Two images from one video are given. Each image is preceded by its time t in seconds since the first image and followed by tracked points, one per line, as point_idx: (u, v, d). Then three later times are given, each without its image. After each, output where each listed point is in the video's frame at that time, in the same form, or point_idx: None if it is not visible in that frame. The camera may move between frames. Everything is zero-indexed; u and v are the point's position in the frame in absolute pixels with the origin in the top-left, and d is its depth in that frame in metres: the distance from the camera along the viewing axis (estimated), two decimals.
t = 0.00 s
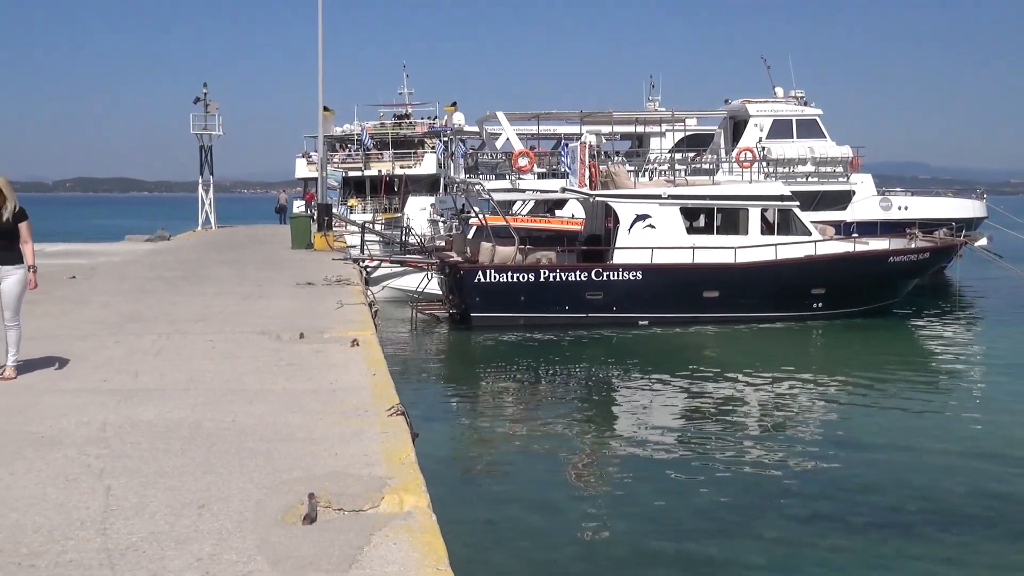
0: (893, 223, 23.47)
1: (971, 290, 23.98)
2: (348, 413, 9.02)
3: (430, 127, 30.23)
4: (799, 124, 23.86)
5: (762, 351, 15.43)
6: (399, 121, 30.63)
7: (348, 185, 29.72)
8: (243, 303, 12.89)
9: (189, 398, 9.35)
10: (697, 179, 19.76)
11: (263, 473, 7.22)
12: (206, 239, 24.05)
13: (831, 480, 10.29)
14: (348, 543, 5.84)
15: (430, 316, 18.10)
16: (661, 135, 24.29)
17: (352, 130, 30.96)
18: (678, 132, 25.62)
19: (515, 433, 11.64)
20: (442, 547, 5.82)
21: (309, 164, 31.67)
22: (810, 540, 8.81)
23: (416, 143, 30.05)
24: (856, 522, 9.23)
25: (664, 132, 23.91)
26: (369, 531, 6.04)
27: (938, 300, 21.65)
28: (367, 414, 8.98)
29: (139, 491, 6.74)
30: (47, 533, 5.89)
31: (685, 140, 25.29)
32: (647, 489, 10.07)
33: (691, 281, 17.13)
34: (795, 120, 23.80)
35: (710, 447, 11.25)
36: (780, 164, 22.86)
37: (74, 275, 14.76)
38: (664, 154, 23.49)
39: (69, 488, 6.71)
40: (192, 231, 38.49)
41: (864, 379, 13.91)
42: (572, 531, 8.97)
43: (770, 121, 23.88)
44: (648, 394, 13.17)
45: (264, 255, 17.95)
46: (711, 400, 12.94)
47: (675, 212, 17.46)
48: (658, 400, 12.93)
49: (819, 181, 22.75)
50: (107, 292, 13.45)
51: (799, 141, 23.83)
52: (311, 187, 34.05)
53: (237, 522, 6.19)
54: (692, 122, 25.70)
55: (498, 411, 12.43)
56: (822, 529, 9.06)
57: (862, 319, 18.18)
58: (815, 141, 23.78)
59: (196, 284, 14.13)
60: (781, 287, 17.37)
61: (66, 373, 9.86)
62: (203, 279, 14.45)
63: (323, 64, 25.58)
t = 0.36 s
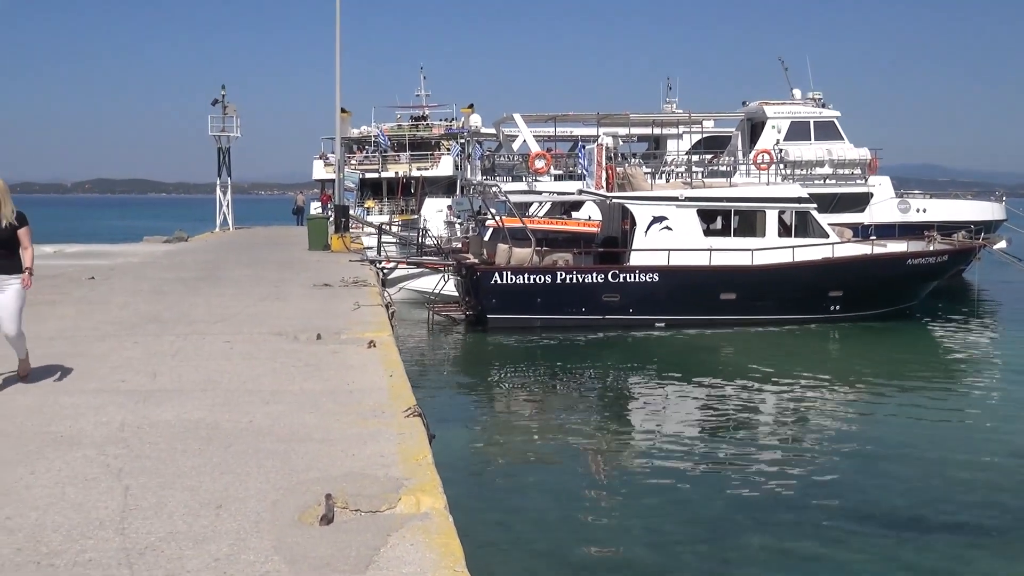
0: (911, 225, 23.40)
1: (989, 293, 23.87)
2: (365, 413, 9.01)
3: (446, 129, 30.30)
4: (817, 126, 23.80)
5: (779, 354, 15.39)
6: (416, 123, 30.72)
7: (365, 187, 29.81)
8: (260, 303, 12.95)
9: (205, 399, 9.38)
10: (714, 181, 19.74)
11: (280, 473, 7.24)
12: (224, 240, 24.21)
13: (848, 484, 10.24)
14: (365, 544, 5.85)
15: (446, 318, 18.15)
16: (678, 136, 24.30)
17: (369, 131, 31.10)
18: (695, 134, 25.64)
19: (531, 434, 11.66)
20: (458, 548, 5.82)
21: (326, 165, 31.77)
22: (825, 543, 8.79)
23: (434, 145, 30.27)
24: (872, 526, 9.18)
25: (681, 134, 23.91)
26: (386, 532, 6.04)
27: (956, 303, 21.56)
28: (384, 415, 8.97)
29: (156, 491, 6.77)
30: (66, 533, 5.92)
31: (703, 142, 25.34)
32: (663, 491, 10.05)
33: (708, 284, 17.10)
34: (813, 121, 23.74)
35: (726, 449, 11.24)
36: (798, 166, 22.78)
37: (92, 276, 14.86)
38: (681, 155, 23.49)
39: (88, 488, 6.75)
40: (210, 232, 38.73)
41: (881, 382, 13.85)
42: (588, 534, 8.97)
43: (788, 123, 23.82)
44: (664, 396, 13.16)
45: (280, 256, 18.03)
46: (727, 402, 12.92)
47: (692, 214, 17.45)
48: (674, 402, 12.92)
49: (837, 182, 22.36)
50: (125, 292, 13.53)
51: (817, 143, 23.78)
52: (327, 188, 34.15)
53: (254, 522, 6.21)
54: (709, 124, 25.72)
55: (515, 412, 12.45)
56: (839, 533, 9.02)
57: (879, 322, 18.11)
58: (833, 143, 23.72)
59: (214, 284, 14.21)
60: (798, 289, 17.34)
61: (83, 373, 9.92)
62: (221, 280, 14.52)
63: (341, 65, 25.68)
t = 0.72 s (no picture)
0: (918, 227, 23.42)
1: (996, 295, 23.86)
2: (373, 416, 9.02)
3: (453, 131, 30.34)
4: (823, 128, 23.80)
5: (785, 356, 15.39)
6: (422, 125, 30.74)
7: (372, 189, 29.86)
8: (268, 306, 12.98)
9: (213, 401, 9.40)
10: (721, 183, 19.75)
11: (288, 475, 7.26)
12: (230, 242, 24.27)
13: (854, 486, 10.23)
14: (373, 546, 5.86)
15: (453, 320, 18.17)
16: (685, 139, 24.31)
17: (376, 134, 31.16)
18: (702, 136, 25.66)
19: (540, 436, 11.67)
20: (466, 551, 5.82)
21: (333, 168, 31.82)
22: (833, 545, 8.78)
23: (441, 148, 30.32)
24: (878, 529, 9.17)
25: (688, 136, 23.92)
26: (393, 534, 6.05)
27: (962, 305, 21.55)
28: (392, 417, 8.98)
29: (165, 493, 6.79)
30: (75, 535, 5.93)
31: (710, 143, 25.44)
32: (669, 493, 10.06)
33: (714, 285, 17.09)
34: (820, 124, 23.74)
35: (733, 451, 11.25)
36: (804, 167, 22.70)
37: (101, 278, 14.91)
38: (687, 158, 23.49)
39: (98, 490, 6.77)
40: (217, 234, 38.80)
41: (888, 384, 13.84)
42: (593, 536, 8.97)
43: (794, 125, 23.82)
44: (670, 398, 13.18)
45: (286, 259, 18.07)
46: (733, 404, 12.94)
47: (699, 216, 17.46)
48: (680, 404, 12.94)
49: (843, 185, 22.38)
50: (133, 295, 13.58)
51: (823, 145, 23.78)
52: (334, 192, 34.20)
53: (262, 524, 6.22)
54: (715, 126, 25.74)
55: (522, 415, 12.46)
56: (845, 535, 9.01)
57: (885, 324, 18.11)
58: (840, 145, 23.73)
59: (222, 287, 14.23)
60: (804, 291, 17.34)
61: (91, 375, 9.95)
62: (229, 283, 14.56)
63: (347, 69, 25.70)
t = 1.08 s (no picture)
0: (920, 227, 23.41)
1: (998, 294, 23.85)
2: (375, 417, 9.02)
3: (454, 132, 30.34)
4: (825, 127, 23.78)
5: (787, 356, 15.38)
6: (424, 126, 30.74)
7: (373, 190, 29.86)
8: (270, 307, 12.98)
9: (215, 402, 9.39)
10: (723, 184, 19.74)
11: (291, 476, 7.25)
12: (232, 243, 24.28)
13: (857, 486, 10.22)
14: (376, 547, 5.85)
15: (455, 320, 18.18)
16: (686, 139, 24.30)
17: (377, 134, 31.16)
18: (703, 136, 25.65)
19: (542, 437, 11.66)
20: (469, 552, 5.81)
21: (335, 169, 31.82)
22: (835, 546, 8.77)
23: (442, 149, 30.31)
24: (881, 529, 9.16)
25: (689, 136, 23.91)
26: (396, 535, 6.05)
27: (964, 305, 21.55)
28: (394, 419, 8.96)
29: (167, 494, 6.78)
30: (77, 536, 5.93)
31: (711, 144, 25.32)
32: (672, 494, 10.05)
33: (717, 286, 17.08)
34: (821, 123, 23.72)
35: (736, 452, 11.25)
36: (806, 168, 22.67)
37: (102, 280, 14.91)
38: (689, 158, 23.48)
39: (100, 492, 6.77)
40: (218, 236, 38.79)
41: (890, 384, 13.83)
42: (595, 537, 8.96)
43: (796, 125, 23.80)
44: (672, 399, 13.19)
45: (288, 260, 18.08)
46: (736, 404, 12.94)
47: (701, 216, 17.45)
48: (682, 405, 12.94)
49: (845, 185, 22.33)
50: (135, 296, 13.58)
51: (825, 144, 23.77)
52: (335, 193, 34.19)
53: (265, 526, 6.21)
54: (717, 126, 25.73)
55: (524, 416, 12.47)
56: (847, 536, 9.00)
57: (888, 324, 18.10)
58: (842, 145, 23.71)
59: (224, 288, 14.23)
60: (807, 291, 17.33)
61: (93, 376, 9.96)
62: (231, 284, 14.56)
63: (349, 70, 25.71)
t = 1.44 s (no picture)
0: (914, 229, 23.46)
1: (992, 297, 23.90)
2: (368, 419, 9.01)
3: (449, 134, 30.34)
4: (819, 130, 23.81)
5: (781, 358, 15.41)
6: (418, 127, 30.73)
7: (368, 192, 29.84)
8: (263, 309, 12.97)
9: (208, 403, 9.38)
10: (717, 186, 19.76)
11: (283, 478, 7.24)
12: (227, 245, 24.22)
13: (851, 488, 10.23)
14: (369, 549, 5.84)
15: (450, 322, 18.18)
16: (681, 141, 24.31)
17: (372, 136, 31.14)
18: (697, 138, 25.66)
19: (535, 438, 11.67)
20: (462, 553, 5.80)
21: (329, 170, 31.78)
22: (828, 547, 8.79)
23: (437, 150, 30.31)
24: (874, 531, 9.17)
25: (683, 138, 23.92)
26: (389, 537, 6.03)
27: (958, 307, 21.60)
28: (387, 420, 8.95)
29: (159, 496, 6.76)
30: (69, 538, 5.91)
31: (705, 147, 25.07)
32: (665, 496, 10.05)
33: (710, 288, 17.09)
34: (816, 125, 23.75)
35: (728, 453, 11.27)
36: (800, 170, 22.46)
37: (95, 281, 14.87)
38: (683, 160, 23.49)
39: (92, 493, 6.75)
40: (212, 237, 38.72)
41: (883, 386, 13.86)
42: (589, 538, 8.96)
43: (790, 127, 23.82)
44: (666, 400, 13.21)
45: (282, 261, 18.07)
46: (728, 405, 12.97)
47: (694, 218, 17.46)
48: (676, 406, 12.96)
49: (839, 186, 22.55)
50: (128, 297, 13.56)
51: (820, 146, 23.80)
52: (330, 194, 34.14)
53: (258, 527, 6.20)
54: (711, 129, 25.76)
55: (518, 417, 12.48)
56: (841, 537, 9.02)
57: (881, 325, 18.14)
58: (836, 147, 23.74)
59: (217, 290, 14.21)
60: (800, 294, 17.36)
61: (86, 377, 9.94)
62: (224, 285, 14.54)
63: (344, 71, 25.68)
